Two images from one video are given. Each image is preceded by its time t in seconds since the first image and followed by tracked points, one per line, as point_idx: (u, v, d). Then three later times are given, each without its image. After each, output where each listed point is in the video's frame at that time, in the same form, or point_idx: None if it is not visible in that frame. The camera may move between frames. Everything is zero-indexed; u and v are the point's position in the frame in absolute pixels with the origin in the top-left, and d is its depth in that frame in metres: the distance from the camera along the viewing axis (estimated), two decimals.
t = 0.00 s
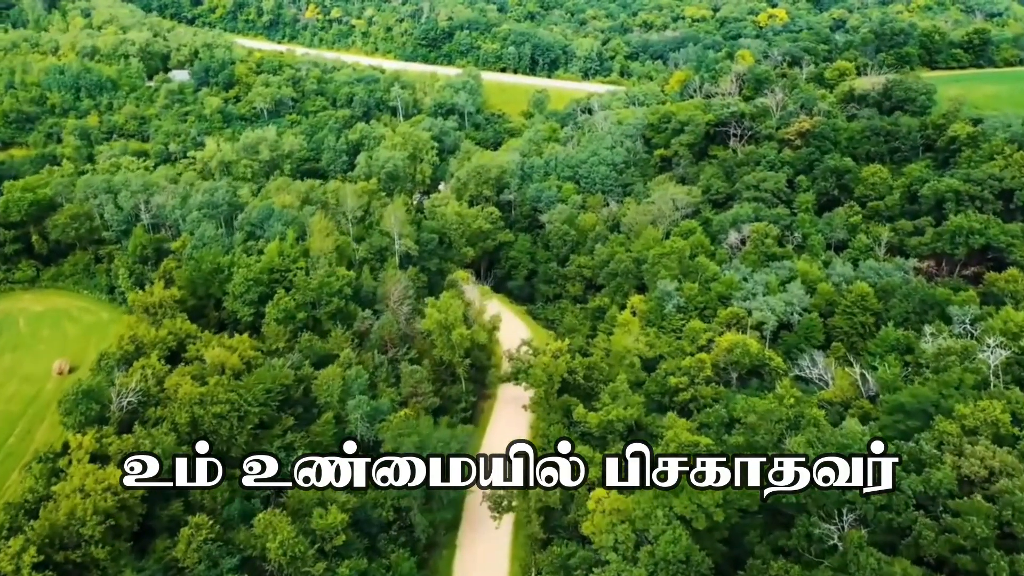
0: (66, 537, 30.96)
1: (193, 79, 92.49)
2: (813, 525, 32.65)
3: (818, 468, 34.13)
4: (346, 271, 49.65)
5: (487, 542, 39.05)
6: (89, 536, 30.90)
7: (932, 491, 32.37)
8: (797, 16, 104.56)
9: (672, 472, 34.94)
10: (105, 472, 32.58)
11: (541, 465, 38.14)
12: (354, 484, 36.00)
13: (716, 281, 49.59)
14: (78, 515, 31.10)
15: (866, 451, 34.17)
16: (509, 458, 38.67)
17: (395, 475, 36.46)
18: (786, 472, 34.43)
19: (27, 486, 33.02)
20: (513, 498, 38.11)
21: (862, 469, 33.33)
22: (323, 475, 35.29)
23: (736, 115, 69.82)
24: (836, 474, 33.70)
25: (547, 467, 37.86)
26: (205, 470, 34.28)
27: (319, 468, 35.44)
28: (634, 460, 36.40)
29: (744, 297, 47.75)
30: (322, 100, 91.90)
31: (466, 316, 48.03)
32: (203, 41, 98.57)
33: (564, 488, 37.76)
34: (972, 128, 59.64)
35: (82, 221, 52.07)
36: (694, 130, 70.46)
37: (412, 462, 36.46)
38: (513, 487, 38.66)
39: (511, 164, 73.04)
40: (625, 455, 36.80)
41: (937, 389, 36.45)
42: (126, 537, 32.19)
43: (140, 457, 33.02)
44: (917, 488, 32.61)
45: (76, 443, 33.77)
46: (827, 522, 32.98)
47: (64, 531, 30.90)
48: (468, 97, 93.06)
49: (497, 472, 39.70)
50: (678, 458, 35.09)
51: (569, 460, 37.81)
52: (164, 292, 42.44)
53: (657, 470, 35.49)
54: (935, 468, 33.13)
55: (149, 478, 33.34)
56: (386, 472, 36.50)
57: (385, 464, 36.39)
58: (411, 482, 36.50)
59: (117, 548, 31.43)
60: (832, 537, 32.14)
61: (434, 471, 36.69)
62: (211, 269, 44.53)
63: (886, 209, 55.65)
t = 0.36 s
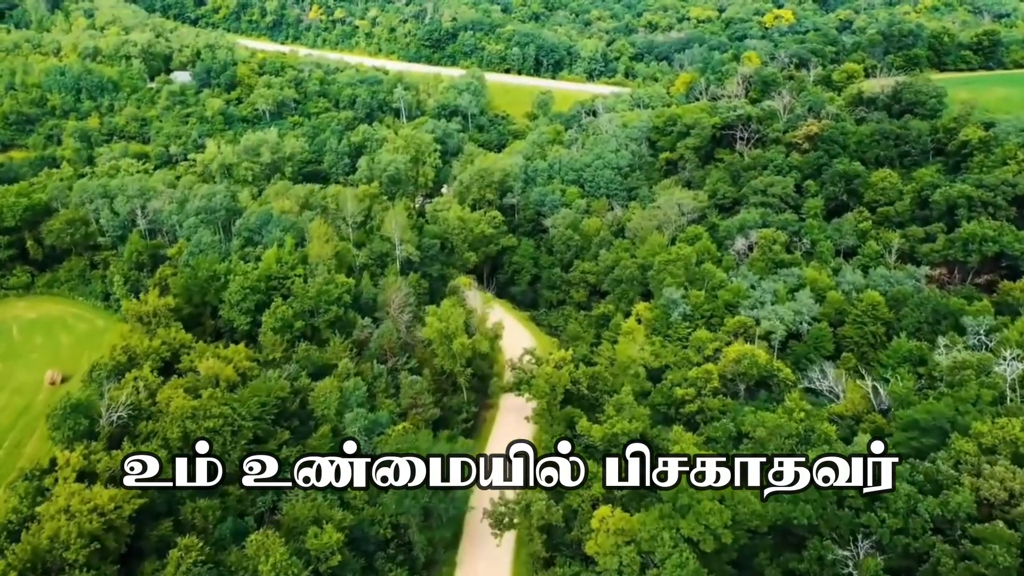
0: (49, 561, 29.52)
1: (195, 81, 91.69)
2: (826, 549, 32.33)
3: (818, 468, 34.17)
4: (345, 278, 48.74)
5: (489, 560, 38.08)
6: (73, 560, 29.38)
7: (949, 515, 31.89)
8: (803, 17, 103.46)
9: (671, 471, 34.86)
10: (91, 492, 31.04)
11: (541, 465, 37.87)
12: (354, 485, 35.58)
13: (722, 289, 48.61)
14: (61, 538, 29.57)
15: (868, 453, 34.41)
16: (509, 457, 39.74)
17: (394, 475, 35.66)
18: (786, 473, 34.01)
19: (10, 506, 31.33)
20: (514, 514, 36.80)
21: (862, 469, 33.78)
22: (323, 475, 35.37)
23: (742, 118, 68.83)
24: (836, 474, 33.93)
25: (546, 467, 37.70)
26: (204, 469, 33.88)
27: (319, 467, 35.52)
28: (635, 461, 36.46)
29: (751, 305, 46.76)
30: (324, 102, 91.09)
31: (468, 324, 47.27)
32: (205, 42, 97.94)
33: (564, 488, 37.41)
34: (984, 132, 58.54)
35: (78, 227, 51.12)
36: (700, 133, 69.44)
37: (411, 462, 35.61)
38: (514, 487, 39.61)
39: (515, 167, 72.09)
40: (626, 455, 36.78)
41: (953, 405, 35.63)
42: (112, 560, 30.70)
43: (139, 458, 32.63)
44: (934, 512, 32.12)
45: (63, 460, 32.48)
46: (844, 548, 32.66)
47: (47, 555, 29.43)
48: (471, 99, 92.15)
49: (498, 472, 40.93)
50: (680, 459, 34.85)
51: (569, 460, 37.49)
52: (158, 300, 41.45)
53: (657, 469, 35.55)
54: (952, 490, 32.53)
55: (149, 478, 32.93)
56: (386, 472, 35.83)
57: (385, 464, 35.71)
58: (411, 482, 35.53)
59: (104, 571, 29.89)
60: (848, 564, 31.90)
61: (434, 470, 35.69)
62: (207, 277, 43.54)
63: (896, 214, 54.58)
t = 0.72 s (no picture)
0: None
1: (206, 81, 90.94)
2: None
3: (818, 468, 34.22)
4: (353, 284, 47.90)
5: None
6: None
7: (978, 544, 30.83)
8: (819, 18, 102.05)
9: (671, 472, 35.75)
10: (86, 510, 30.15)
11: (542, 465, 38.81)
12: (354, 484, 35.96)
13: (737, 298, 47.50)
14: (53, 559, 28.73)
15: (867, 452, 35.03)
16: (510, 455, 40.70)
17: (394, 475, 35.39)
18: (787, 473, 34.48)
19: None
20: (522, 532, 35.90)
21: (862, 469, 33.62)
22: (323, 475, 35.62)
23: (758, 121, 67.35)
24: (836, 474, 33.80)
25: (547, 468, 38.53)
26: (205, 469, 33.57)
27: (319, 468, 35.73)
28: (635, 460, 36.81)
29: (768, 315, 45.66)
30: (336, 103, 90.33)
31: (477, 333, 46.79)
32: (216, 43, 97.31)
33: (564, 487, 38.15)
34: (1008, 137, 57.13)
35: (83, 230, 50.42)
36: (716, 136, 68.29)
37: (411, 462, 35.28)
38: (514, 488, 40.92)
39: (527, 170, 71.10)
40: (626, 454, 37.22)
41: (980, 425, 34.57)
42: None
43: (139, 458, 32.45)
44: (962, 541, 31.03)
45: (58, 474, 31.17)
46: None
47: None
48: (484, 100, 91.12)
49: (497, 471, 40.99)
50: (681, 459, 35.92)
51: (569, 460, 38.07)
52: (161, 307, 40.62)
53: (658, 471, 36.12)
54: (981, 517, 31.47)
55: (149, 478, 32.56)
56: (385, 472, 35.65)
57: (384, 464, 35.49)
58: (411, 482, 35.02)
59: None
60: None
61: (434, 470, 34.98)
62: (211, 284, 42.70)
63: (916, 221, 53.37)
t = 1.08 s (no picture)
0: None
1: (219, 82, 90.38)
2: None
3: (818, 468, 34.94)
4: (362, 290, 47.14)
5: None
6: None
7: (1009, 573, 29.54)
8: (837, 19, 100.67)
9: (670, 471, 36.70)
10: (82, 526, 29.66)
11: (542, 465, 39.33)
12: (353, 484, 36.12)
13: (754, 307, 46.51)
14: None
15: (868, 452, 35.03)
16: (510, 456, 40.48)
17: (394, 475, 35.88)
18: (786, 472, 35.24)
19: None
20: (531, 550, 35.12)
21: (862, 469, 34.39)
22: (323, 475, 35.51)
23: (776, 125, 66.32)
24: (836, 474, 34.46)
25: (547, 467, 38.96)
26: (205, 470, 33.39)
27: (319, 468, 35.56)
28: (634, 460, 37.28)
29: (785, 325, 44.62)
30: (349, 104, 89.66)
31: (487, 342, 45.98)
32: (230, 43, 96.81)
33: (564, 487, 38.68)
34: None
35: (90, 233, 49.81)
36: (732, 140, 67.15)
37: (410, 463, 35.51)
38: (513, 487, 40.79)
39: (540, 173, 70.17)
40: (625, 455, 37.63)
41: (1009, 446, 33.44)
42: None
43: (139, 458, 32.32)
44: (993, 569, 29.71)
45: (56, 488, 30.93)
46: None
47: None
48: (498, 102, 90.23)
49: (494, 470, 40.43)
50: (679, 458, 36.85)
51: (569, 461, 38.54)
52: (166, 313, 39.92)
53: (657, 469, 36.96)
54: (1010, 544, 30.38)
55: (149, 478, 32.44)
56: (385, 472, 36.08)
57: (384, 465, 35.90)
58: (411, 482, 35.52)
59: None
60: None
61: (434, 470, 35.06)
62: (218, 289, 41.96)
63: (939, 229, 52.14)
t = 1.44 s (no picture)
0: None
1: (232, 82, 89.23)
2: None
3: (818, 468, 35.33)
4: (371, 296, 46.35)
5: None
6: None
7: None
8: (857, 20, 99.07)
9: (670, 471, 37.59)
10: (74, 546, 29.08)
11: (541, 464, 39.51)
12: (354, 484, 35.71)
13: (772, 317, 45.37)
14: None
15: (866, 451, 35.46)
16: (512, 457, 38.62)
17: (395, 475, 35.87)
18: (787, 472, 35.76)
19: None
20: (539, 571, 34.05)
21: (862, 469, 34.68)
22: (323, 475, 35.20)
23: (794, 129, 65.31)
24: (836, 474, 34.78)
25: (546, 467, 39.28)
26: (204, 469, 33.52)
27: (319, 467, 35.27)
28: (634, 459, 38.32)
29: (804, 336, 43.44)
30: (362, 105, 89.02)
31: (497, 352, 45.07)
32: (244, 44, 95.96)
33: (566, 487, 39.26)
34: None
35: (97, 237, 49.13)
36: (750, 144, 65.98)
37: (408, 464, 35.83)
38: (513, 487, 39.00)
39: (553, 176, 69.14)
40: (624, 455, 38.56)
41: None
42: None
43: (139, 457, 32.68)
44: None
45: (52, 504, 30.08)
46: None
47: None
48: (512, 103, 90.35)
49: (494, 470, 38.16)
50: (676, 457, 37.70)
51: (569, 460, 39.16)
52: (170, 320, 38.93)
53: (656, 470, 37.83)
54: None
55: (150, 478, 32.84)
56: (386, 472, 35.97)
57: (385, 465, 35.81)
58: (412, 482, 35.75)
59: None
60: None
61: (434, 470, 35.93)
62: (223, 296, 41.15)
63: (962, 237, 50.85)
